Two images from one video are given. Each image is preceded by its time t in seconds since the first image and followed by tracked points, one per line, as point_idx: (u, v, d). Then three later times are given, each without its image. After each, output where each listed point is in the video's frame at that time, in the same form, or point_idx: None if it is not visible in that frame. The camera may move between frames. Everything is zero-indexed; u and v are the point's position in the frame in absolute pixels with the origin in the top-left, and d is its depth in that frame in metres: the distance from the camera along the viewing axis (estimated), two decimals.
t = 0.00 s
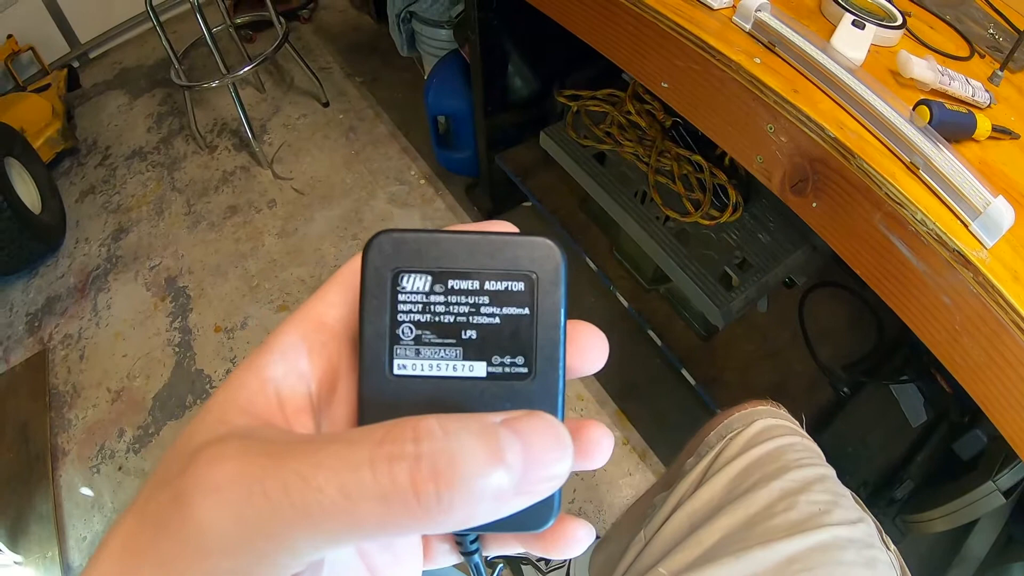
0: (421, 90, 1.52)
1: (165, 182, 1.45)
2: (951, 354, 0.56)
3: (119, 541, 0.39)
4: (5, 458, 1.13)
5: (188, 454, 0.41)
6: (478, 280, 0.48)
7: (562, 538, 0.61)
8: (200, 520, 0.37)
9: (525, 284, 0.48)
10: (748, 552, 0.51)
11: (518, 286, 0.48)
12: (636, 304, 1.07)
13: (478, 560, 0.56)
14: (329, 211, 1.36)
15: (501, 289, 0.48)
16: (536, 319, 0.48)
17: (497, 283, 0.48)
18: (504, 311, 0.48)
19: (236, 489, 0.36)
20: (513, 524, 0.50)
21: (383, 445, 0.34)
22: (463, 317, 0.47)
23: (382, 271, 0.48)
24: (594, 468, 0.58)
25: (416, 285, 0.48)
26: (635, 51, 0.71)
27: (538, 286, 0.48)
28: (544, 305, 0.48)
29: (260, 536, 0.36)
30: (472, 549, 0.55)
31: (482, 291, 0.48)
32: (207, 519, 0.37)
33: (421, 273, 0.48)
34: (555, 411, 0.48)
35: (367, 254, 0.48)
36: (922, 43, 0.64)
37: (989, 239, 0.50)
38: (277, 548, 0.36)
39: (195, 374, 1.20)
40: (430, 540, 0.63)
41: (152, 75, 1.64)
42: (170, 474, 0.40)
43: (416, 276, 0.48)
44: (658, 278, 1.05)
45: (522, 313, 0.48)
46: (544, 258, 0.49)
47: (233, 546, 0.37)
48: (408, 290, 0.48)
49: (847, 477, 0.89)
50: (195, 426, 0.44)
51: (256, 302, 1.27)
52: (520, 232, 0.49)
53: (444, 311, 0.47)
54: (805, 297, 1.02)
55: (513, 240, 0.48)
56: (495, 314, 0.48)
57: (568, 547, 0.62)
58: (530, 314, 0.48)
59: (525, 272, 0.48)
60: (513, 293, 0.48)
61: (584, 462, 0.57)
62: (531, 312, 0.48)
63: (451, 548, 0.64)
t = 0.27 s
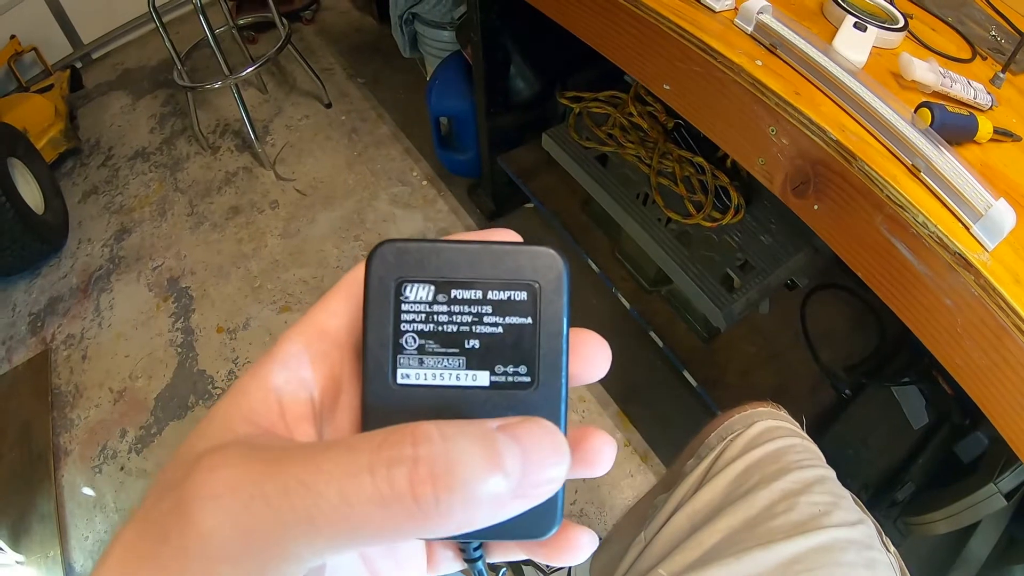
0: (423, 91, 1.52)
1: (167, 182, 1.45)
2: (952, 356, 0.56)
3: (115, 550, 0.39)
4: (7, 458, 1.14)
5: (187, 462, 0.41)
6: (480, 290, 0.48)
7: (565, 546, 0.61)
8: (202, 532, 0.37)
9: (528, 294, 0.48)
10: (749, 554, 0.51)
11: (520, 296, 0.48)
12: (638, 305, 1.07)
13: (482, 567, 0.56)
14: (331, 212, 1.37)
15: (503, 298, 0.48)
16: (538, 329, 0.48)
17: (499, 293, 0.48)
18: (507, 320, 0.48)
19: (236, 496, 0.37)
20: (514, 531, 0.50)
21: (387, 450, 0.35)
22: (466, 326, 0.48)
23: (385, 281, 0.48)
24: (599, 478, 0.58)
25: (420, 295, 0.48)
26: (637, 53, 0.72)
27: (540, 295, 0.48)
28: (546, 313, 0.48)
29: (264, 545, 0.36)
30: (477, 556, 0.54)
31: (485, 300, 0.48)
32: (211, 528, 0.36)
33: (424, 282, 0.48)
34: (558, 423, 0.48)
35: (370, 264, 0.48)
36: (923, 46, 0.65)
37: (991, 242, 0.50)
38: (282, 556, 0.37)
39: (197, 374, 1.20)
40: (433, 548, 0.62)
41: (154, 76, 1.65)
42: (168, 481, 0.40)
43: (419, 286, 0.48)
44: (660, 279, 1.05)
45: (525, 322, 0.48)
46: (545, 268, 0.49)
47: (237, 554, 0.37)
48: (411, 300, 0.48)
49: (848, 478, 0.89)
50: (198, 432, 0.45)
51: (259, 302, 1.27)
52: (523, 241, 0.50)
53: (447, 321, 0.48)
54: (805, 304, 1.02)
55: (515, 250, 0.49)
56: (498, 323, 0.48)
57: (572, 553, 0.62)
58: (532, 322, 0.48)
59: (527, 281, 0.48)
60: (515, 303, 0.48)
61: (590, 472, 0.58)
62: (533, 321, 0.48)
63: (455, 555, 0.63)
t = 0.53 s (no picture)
0: (426, 94, 1.52)
1: (170, 183, 1.46)
2: (952, 360, 0.56)
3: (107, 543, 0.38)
4: (10, 458, 1.14)
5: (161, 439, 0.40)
6: (467, 298, 0.47)
7: (553, 545, 0.62)
8: (160, 485, 0.35)
9: (512, 303, 0.48)
10: (749, 556, 0.51)
11: (504, 304, 0.48)
12: (640, 309, 1.07)
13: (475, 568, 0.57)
14: (333, 214, 1.37)
15: (488, 306, 0.48)
16: (523, 336, 0.48)
17: (485, 302, 0.47)
18: (492, 328, 0.47)
19: (182, 435, 0.35)
20: (503, 531, 0.50)
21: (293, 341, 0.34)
22: (453, 333, 0.47)
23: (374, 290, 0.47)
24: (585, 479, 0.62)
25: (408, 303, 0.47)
26: (639, 56, 0.72)
27: (523, 304, 0.48)
28: (529, 322, 0.48)
29: (212, 478, 0.35)
30: (468, 558, 0.56)
31: (471, 309, 0.47)
32: (163, 477, 0.35)
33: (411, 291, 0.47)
34: (542, 425, 0.49)
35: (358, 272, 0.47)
36: (925, 50, 0.65)
37: (991, 246, 0.50)
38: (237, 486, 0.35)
39: (199, 375, 1.20)
40: (427, 547, 0.63)
41: (157, 77, 1.65)
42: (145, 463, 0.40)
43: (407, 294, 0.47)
44: (661, 282, 1.05)
45: (509, 330, 0.48)
46: (528, 278, 0.48)
47: (192, 499, 0.35)
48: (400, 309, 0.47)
49: (849, 482, 0.89)
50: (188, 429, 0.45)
51: (261, 304, 1.27)
52: (507, 253, 0.49)
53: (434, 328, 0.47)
54: (806, 305, 1.02)
55: (500, 257, 0.48)
56: (484, 330, 0.47)
57: (560, 554, 0.62)
58: (516, 330, 0.48)
59: (511, 291, 0.48)
60: (499, 310, 0.48)
61: (575, 472, 0.61)
62: (517, 329, 0.48)
63: (448, 557, 0.64)
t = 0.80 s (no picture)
0: (428, 95, 1.53)
1: (172, 184, 1.46)
2: (954, 361, 0.56)
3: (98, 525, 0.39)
4: (11, 457, 1.14)
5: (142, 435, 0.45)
6: (478, 280, 0.48)
7: (565, 534, 0.62)
8: (133, 422, 0.40)
9: (524, 284, 0.48)
10: (750, 556, 0.51)
11: (516, 286, 0.48)
12: (641, 310, 1.07)
13: (482, 559, 0.58)
14: (335, 215, 1.37)
15: (500, 288, 0.48)
16: (535, 318, 0.48)
17: (497, 283, 0.48)
18: (503, 309, 0.48)
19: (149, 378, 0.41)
20: (513, 518, 0.50)
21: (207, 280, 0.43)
22: (464, 315, 0.48)
23: (386, 273, 0.48)
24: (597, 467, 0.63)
25: (420, 285, 0.48)
26: (642, 60, 0.72)
27: (535, 286, 0.48)
28: (541, 304, 0.48)
29: (166, 382, 0.40)
30: (477, 548, 0.56)
31: (482, 290, 0.48)
32: (136, 411, 0.40)
33: (423, 273, 0.48)
34: (553, 408, 0.49)
35: (372, 256, 0.48)
36: (927, 51, 0.65)
37: (993, 247, 0.50)
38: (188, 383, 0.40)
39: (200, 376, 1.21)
40: (435, 538, 0.65)
41: (160, 78, 1.65)
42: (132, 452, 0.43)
43: (419, 277, 0.48)
44: (663, 283, 1.05)
45: (520, 311, 0.48)
46: (539, 258, 0.49)
47: (153, 410, 0.39)
48: (412, 291, 0.48)
49: (851, 484, 0.89)
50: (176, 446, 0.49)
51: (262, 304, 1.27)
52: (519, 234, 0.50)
53: (446, 310, 0.48)
54: (809, 305, 1.02)
55: (511, 239, 0.48)
56: (495, 312, 0.48)
57: (571, 544, 0.62)
58: (528, 311, 0.48)
59: (523, 272, 0.48)
60: (512, 292, 0.48)
61: (586, 461, 0.61)
62: (529, 310, 0.48)
63: (456, 548, 0.65)
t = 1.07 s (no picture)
0: (428, 97, 1.53)
1: (173, 184, 1.46)
2: (953, 365, 0.56)
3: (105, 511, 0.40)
4: (11, 458, 1.15)
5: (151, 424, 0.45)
6: (491, 273, 0.48)
7: (574, 530, 0.62)
8: (142, 408, 0.41)
9: (536, 279, 0.49)
10: (750, 559, 0.51)
11: (529, 280, 0.48)
12: (641, 311, 1.07)
13: (488, 556, 0.58)
14: (336, 216, 1.37)
15: (513, 283, 0.48)
16: (547, 312, 0.49)
17: (509, 277, 0.48)
18: (515, 304, 0.48)
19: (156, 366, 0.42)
20: (521, 512, 0.50)
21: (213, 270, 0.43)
22: (476, 309, 0.48)
23: (397, 265, 0.48)
24: (605, 464, 0.63)
25: (432, 278, 0.48)
26: (644, 63, 0.72)
27: (548, 280, 0.49)
28: (554, 299, 0.49)
29: (173, 369, 0.41)
30: (483, 544, 0.56)
31: (495, 284, 0.48)
32: (143, 398, 0.41)
33: (435, 266, 0.48)
34: (565, 403, 0.49)
35: (383, 249, 0.48)
36: (927, 56, 0.65)
37: (992, 251, 0.51)
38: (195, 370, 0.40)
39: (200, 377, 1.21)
40: (441, 534, 0.65)
41: (161, 79, 1.66)
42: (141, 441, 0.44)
43: (430, 270, 0.48)
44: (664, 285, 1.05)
45: (534, 306, 0.48)
46: (553, 252, 0.49)
47: (160, 396, 0.40)
48: (423, 284, 0.48)
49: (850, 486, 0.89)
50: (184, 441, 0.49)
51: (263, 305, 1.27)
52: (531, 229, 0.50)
53: (458, 303, 0.48)
54: (811, 307, 1.01)
55: (524, 233, 0.49)
56: (507, 306, 0.48)
57: (579, 540, 0.62)
58: (541, 306, 0.48)
59: (537, 267, 0.49)
60: (524, 286, 0.48)
61: (595, 457, 0.61)
62: (541, 305, 0.48)
63: (461, 544, 0.66)
